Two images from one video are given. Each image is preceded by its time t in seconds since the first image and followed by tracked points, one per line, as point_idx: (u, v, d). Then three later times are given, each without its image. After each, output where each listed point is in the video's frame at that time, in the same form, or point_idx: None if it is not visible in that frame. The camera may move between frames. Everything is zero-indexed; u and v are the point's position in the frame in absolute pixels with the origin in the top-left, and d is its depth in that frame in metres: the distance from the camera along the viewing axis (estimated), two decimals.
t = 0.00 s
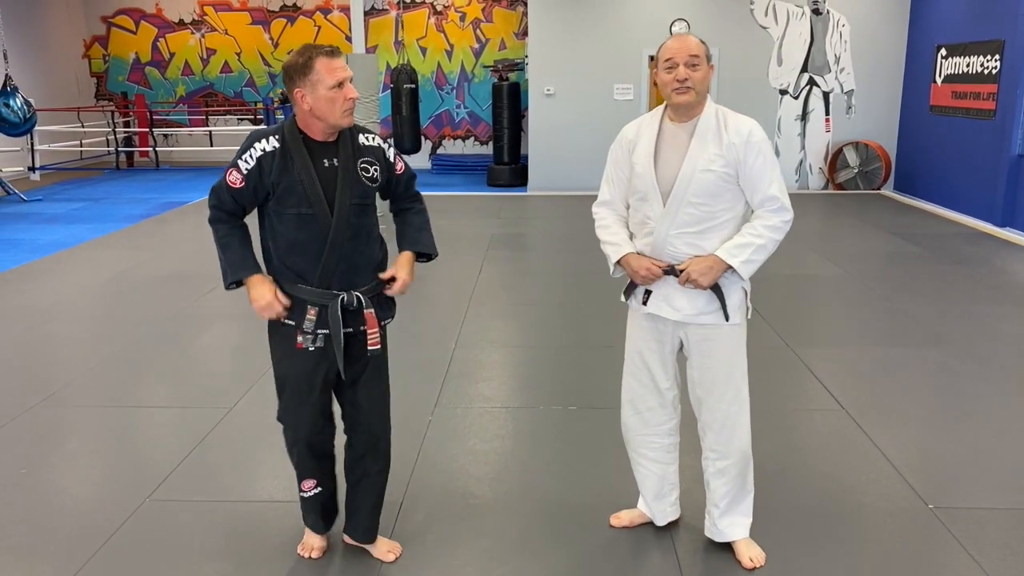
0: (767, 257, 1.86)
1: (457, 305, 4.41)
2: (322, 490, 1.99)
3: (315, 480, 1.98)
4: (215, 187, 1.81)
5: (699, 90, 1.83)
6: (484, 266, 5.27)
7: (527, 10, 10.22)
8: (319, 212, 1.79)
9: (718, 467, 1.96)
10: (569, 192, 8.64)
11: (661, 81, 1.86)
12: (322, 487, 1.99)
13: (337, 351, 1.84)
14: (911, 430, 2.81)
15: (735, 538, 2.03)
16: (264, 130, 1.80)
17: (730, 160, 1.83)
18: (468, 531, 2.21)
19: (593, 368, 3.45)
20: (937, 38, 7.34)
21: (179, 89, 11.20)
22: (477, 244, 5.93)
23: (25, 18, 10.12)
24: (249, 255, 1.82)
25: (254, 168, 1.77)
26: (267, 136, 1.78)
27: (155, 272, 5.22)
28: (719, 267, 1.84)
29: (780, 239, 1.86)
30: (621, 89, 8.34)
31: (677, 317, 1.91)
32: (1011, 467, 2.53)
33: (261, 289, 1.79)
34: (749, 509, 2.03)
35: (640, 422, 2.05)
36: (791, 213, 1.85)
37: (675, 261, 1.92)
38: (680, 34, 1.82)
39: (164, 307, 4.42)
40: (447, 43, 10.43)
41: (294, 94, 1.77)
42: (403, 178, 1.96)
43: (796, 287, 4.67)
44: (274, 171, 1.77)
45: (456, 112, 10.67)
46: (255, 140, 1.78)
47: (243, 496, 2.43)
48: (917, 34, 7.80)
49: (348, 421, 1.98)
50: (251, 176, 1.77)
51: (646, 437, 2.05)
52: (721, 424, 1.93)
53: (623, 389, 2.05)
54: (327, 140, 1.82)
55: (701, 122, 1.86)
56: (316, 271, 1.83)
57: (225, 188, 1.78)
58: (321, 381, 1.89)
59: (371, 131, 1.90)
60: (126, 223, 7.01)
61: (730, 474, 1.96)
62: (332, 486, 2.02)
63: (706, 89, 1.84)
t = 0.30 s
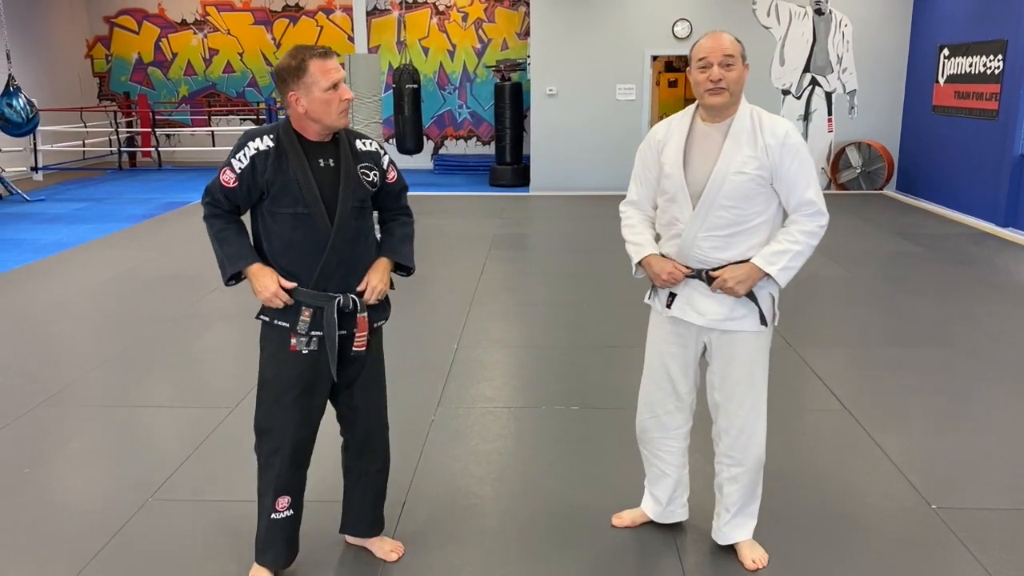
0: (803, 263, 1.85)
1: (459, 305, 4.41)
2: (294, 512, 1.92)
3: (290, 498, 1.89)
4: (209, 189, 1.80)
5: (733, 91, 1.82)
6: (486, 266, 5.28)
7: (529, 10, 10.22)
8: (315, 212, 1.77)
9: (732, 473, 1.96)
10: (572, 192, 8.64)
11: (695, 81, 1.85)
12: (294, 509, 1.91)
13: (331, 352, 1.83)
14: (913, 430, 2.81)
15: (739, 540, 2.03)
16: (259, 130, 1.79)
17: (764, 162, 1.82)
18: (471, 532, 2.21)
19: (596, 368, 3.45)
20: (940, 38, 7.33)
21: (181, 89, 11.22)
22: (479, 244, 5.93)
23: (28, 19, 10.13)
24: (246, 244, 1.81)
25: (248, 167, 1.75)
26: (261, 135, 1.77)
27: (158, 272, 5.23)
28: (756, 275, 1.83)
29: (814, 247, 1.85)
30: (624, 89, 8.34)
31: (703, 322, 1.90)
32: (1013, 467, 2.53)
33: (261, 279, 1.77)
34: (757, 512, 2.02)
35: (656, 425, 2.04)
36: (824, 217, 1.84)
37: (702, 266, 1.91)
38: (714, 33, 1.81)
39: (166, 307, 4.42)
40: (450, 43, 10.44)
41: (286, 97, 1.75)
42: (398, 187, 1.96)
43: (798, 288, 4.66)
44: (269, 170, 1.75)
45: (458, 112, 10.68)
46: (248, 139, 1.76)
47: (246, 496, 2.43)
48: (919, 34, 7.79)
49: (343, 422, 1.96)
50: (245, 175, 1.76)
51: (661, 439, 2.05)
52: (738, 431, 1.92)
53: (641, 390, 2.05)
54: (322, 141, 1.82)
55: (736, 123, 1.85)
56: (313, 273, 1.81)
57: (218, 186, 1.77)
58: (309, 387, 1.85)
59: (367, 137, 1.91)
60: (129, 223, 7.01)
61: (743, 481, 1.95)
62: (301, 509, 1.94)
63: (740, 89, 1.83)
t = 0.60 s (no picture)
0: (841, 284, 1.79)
1: (461, 305, 4.41)
2: (290, 512, 1.92)
3: (282, 501, 1.90)
4: (182, 207, 1.73)
5: (759, 92, 1.78)
6: (487, 266, 5.28)
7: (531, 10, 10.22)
8: (297, 216, 1.76)
9: (748, 477, 1.95)
10: (573, 192, 8.63)
11: (720, 82, 1.81)
12: (290, 509, 1.92)
13: (315, 359, 1.82)
14: (915, 430, 2.81)
15: (743, 541, 2.03)
16: (227, 139, 1.75)
17: (791, 165, 1.77)
18: (472, 532, 2.21)
19: (597, 368, 3.45)
20: (942, 37, 7.32)
21: (184, 89, 11.23)
22: (481, 244, 5.93)
23: (30, 18, 10.14)
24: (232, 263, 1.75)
25: (224, 179, 1.71)
26: (232, 144, 1.74)
27: (160, 271, 5.23)
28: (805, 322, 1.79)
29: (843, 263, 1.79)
30: (626, 89, 8.33)
31: (726, 325, 1.88)
32: (1016, 467, 2.53)
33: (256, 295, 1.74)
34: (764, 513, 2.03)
35: (668, 426, 2.04)
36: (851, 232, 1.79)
37: (728, 268, 1.88)
38: (739, 33, 1.76)
39: (167, 306, 4.42)
40: (451, 43, 10.43)
41: (251, 97, 1.72)
42: (368, 184, 1.94)
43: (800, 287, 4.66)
44: (245, 178, 1.72)
45: (460, 112, 10.68)
46: (220, 150, 1.72)
47: (247, 496, 2.42)
48: (922, 34, 7.78)
49: (335, 428, 1.96)
50: (222, 188, 1.71)
51: (672, 440, 2.05)
52: (756, 437, 1.91)
53: (654, 391, 2.04)
54: (292, 141, 1.79)
55: (763, 125, 1.80)
56: (298, 277, 1.80)
57: (195, 204, 1.71)
58: (296, 391, 1.85)
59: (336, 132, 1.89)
60: (130, 223, 7.02)
61: (759, 485, 1.95)
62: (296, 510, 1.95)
63: (766, 92, 1.79)
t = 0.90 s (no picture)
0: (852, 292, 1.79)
1: (463, 305, 4.41)
2: (285, 512, 1.93)
3: (279, 502, 1.90)
4: (174, 224, 1.69)
5: (765, 95, 1.75)
6: (490, 266, 5.28)
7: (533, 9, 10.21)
8: (282, 222, 1.76)
9: (755, 478, 1.94)
10: (576, 192, 8.63)
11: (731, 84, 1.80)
12: (285, 509, 1.93)
13: (298, 362, 1.81)
14: (918, 430, 2.80)
15: (745, 541, 2.03)
16: (206, 149, 1.72)
17: (807, 169, 1.75)
18: (476, 532, 2.21)
19: (599, 368, 3.45)
20: (945, 37, 7.31)
21: (186, 89, 11.25)
22: (483, 244, 5.93)
23: (33, 18, 10.16)
24: (235, 285, 1.73)
25: (212, 191, 1.69)
26: (214, 153, 1.71)
27: (162, 271, 5.24)
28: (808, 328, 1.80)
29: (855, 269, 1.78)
30: (628, 88, 8.33)
31: (738, 329, 1.88)
32: (1020, 468, 2.52)
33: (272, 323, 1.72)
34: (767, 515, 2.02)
35: (676, 426, 2.04)
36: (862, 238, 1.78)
37: (740, 271, 1.88)
38: (753, 34, 1.74)
39: (170, 306, 4.43)
40: (453, 42, 10.43)
41: (227, 102, 1.70)
42: (349, 185, 1.95)
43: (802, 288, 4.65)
44: (230, 188, 1.71)
45: (462, 112, 10.68)
46: (204, 161, 1.70)
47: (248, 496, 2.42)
48: (925, 33, 7.77)
49: (327, 428, 1.96)
50: (211, 201, 1.69)
51: (680, 440, 2.05)
52: (763, 440, 1.90)
53: (662, 389, 2.04)
54: (272, 145, 1.78)
55: (780, 128, 1.78)
56: (283, 284, 1.79)
57: (185, 220, 1.67)
58: (283, 392, 1.86)
59: (315, 132, 1.88)
60: (132, 222, 7.03)
61: (766, 488, 1.94)
62: (292, 512, 1.95)
63: (773, 97, 1.76)
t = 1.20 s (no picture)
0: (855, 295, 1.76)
1: (465, 304, 4.40)
2: (285, 514, 1.93)
3: (279, 504, 1.90)
4: (173, 223, 1.69)
5: (743, 96, 1.76)
6: (491, 265, 5.27)
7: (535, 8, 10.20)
8: (281, 221, 1.75)
9: (754, 479, 1.94)
10: (577, 191, 8.62)
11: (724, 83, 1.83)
12: (285, 511, 1.93)
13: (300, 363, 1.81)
14: (919, 430, 2.80)
15: (745, 542, 2.03)
16: (206, 148, 1.73)
17: (800, 170, 1.75)
18: (478, 532, 2.21)
19: (600, 368, 3.45)
20: (948, 36, 7.29)
21: (188, 88, 11.25)
22: (485, 243, 5.93)
23: (34, 17, 10.16)
24: (233, 283, 1.73)
25: (211, 190, 1.69)
26: (214, 153, 1.72)
27: (164, 270, 5.24)
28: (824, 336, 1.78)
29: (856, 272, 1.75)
30: (629, 88, 8.32)
31: (733, 329, 1.88)
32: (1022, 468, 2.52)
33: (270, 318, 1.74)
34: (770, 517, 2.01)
35: (678, 426, 2.04)
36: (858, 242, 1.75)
37: (736, 272, 1.88)
38: (747, 34, 1.77)
39: (172, 305, 4.43)
40: (455, 42, 10.43)
41: (226, 100, 1.71)
42: (349, 186, 1.95)
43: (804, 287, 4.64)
44: (228, 187, 1.71)
45: (463, 111, 10.67)
46: (203, 160, 1.70)
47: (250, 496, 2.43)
48: (927, 33, 7.75)
49: (329, 429, 1.96)
50: (211, 199, 1.69)
51: (682, 441, 2.05)
52: (762, 440, 1.89)
53: (664, 389, 2.05)
54: (271, 144, 1.79)
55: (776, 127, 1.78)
56: (283, 284, 1.79)
57: (184, 219, 1.68)
58: (286, 394, 1.85)
59: (314, 132, 1.89)
60: (134, 221, 7.03)
61: (765, 489, 1.93)
62: (292, 513, 1.95)
63: (754, 99, 1.77)
